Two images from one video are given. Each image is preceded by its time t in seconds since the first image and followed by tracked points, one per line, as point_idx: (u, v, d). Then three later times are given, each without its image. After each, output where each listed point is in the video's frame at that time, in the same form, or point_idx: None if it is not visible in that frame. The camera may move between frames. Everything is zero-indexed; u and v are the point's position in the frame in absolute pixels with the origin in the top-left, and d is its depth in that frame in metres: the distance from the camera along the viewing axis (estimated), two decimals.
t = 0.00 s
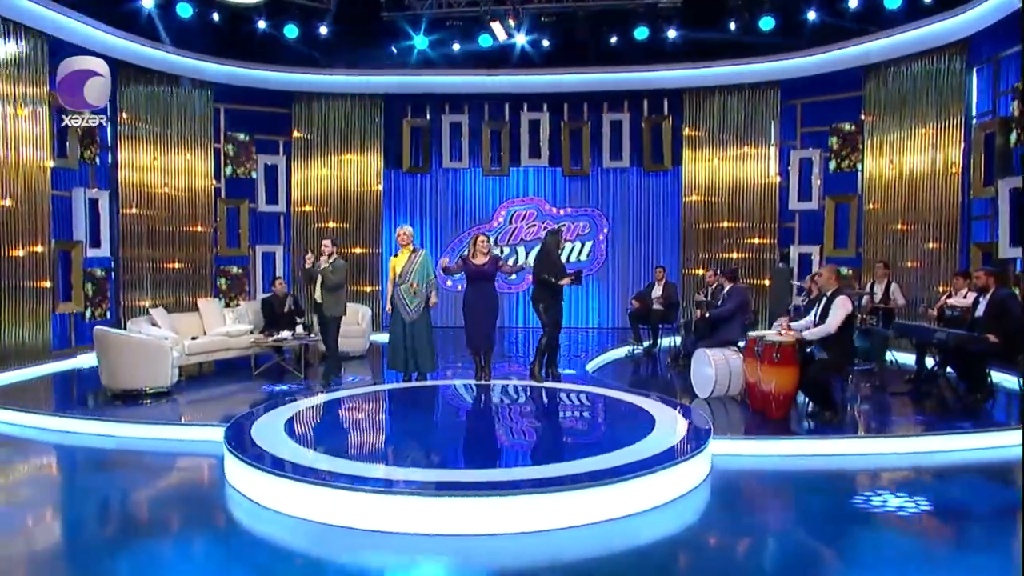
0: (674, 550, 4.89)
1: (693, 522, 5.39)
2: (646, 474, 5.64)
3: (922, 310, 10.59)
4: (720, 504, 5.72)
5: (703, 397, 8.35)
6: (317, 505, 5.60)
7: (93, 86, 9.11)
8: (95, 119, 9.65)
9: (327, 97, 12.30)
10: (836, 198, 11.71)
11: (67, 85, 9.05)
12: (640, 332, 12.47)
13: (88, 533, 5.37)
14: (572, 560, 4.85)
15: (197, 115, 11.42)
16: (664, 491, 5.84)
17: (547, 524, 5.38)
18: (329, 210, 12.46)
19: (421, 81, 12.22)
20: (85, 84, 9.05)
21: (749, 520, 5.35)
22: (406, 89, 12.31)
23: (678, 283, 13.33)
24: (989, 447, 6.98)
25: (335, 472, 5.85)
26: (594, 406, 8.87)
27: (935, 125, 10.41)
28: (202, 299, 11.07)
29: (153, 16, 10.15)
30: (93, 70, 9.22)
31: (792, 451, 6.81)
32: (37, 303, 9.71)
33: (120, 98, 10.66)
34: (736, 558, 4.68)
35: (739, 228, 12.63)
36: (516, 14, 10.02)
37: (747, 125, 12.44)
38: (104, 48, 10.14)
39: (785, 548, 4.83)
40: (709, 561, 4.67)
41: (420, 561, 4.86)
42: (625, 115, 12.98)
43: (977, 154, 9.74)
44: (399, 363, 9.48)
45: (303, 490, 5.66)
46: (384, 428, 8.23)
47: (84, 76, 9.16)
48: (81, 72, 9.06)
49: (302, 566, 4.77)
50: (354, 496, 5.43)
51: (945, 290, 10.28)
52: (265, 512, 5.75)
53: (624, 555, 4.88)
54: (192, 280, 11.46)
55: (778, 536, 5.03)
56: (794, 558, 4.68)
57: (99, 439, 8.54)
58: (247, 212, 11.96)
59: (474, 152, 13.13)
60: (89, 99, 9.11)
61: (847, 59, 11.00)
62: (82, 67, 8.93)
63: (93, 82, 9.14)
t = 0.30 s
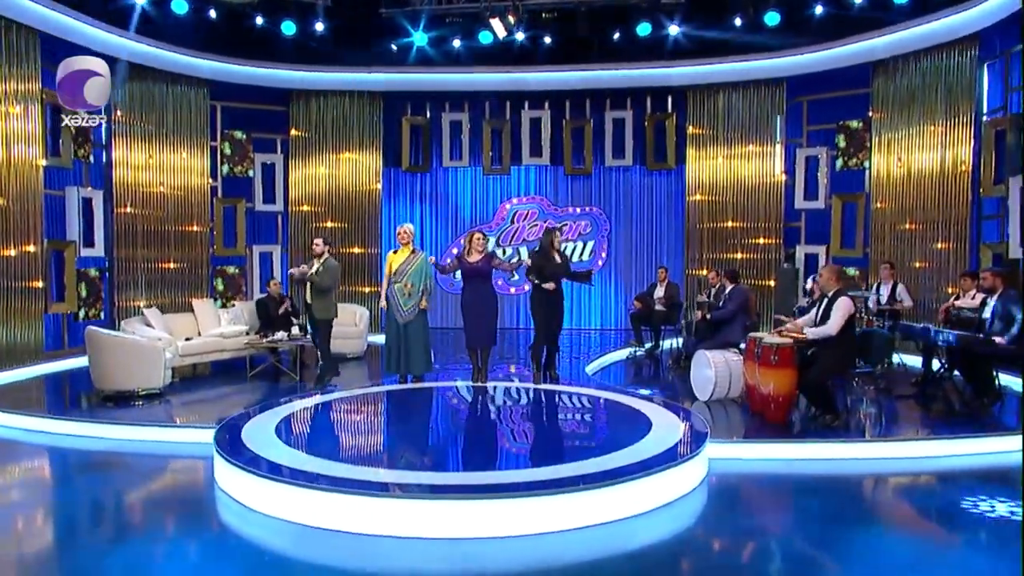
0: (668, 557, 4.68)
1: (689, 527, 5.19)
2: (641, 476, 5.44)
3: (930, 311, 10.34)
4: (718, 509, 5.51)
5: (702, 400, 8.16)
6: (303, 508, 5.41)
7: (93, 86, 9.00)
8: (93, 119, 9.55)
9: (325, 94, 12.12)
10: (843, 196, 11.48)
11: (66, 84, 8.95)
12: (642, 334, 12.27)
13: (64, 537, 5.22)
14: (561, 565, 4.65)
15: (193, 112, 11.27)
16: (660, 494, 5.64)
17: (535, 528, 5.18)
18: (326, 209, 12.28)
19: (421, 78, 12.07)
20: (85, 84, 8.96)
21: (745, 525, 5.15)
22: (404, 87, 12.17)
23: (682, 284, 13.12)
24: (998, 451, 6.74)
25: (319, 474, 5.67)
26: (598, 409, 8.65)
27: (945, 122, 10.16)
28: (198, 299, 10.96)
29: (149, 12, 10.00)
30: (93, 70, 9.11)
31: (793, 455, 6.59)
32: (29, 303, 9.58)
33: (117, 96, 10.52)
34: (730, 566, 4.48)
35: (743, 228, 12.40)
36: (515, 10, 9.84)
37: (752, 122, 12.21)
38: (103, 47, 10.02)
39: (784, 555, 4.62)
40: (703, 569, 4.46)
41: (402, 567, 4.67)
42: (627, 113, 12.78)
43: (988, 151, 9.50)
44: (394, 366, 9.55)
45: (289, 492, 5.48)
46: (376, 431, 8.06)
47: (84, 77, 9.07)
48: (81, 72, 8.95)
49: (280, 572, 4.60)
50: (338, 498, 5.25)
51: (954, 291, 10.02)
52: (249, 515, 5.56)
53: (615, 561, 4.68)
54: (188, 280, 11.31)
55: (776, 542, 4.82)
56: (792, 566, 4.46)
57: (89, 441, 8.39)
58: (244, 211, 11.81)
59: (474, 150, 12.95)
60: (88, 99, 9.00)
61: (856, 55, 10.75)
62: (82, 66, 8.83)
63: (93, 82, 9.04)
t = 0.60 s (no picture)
0: (663, 561, 4.49)
1: (685, 530, 5.00)
2: (637, 478, 5.26)
3: (938, 313, 10.10)
4: (716, 512, 5.33)
5: (702, 403, 8.00)
6: (287, 509, 5.26)
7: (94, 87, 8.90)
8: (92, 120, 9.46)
9: (323, 91, 11.96)
10: (850, 195, 11.26)
11: (67, 85, 8.84)
12: (645, 335, 12.05)
13: (40, 539, 5.06)
14: (551, 569, 4.47)
15: (188, 109, 11.12)
16: (657, 498, 5.45)
17: (525, 534, 4.99)
18: (324, 208, 12.11)
19: (420, 75, 11.89)
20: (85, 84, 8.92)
21: (745, 529, 4.96)
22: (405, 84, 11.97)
23: (686, 285, 12.90)
24: (1009, 456, 6.53)
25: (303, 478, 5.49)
26: (599, 411, 8.45)
27: (954, 119, 9.93)
28: (193, 299, 10.85)
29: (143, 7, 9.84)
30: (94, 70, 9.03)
31: (796, 459, 6.38)
32: (20, 303, 9.38)
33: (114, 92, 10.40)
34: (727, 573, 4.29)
35: (748, 228, 12.18)
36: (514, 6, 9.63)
37: (757, 120, 12.01)
38: (101, 45, 9.94)
39: (784, 562, 4.42)
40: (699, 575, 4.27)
41: (386, 570, 4.51)
42: (630, 110, 12.55)
43: (998, 148, 9.27)
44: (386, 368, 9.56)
45: (273, 493, 5.32)
46: (369, 433, 7.90)
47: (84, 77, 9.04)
48: (83, 73, 8.85)
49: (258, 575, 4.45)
50: (321, 501, 5.09)
51: (964, 292, 9.79)
52: (231, 518, 5.38)
53: (607, 565, 4.50)
54: (183, 280, 11.15)
55: (776, 548, 4.63)
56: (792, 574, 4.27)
57: (78, 444, 8.22)
58: (240, 211, 11.68)
59: (474, 148, 12.76)
60: (88, 99, 8.91)
61: (864, 51, 10.52)
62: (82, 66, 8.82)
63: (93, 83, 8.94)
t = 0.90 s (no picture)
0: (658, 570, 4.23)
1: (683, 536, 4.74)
2: (633, 480, 5.01)
3: (950, 314, 9.79)
4: (716, 517, 5.07)
5: (703, 406, 7.77)
6: (267, 512, 5.02)
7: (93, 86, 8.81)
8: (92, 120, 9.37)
9: (320, 87, 11.71)
10: (859, 193, 10.97)
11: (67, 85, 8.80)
12: (648, 336, 11.78)
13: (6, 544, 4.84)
14: None
15: (183, 105, 10.88)
16: (655, 501, 5.20)
17: (513, 541, 4.74)
18: (322, 206, 11.88)
19: (419, 70, 11.65)
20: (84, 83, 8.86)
21: (746, 536, 4.70)
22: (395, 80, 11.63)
23: (691, 286, 12.61)
24: None
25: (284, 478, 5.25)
26: (600, 415, 8.17)
27: (967, 113, 9.63)
28: (187, 299, 10.68)
29: None
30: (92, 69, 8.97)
31: (801, 463, 6.12)
32: (9, 303, 9.15)
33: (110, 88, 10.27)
34: None
35: (755, 227, 11.89)
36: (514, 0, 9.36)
37: (764, 116, 11.73)
38: (93, 40, 9.67)
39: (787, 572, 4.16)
40: None
41: None
42: (634, 106, 12.28)
43: (1013, 142, 8.97)
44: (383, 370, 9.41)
45: (254, 495, 5.09)
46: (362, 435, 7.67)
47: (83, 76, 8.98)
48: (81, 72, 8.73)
49: None
50: (300, 506, 4.84)
51: (977, 292, 9.49)
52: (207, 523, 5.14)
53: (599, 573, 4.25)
54: (177, 281, 10.92)
55: (779, 556, 4.36)
56: None
57: (63, 448, 8.00)
58: (236, 208, 11.44)
59: (475, 146, 12.52)
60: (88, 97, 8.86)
61: (873, 45, 10.22)
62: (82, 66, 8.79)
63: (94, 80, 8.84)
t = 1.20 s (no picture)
0: None
1: (683, 542, 4.52)
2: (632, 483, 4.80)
3: (961, 315, 9.53)
4: (718, 522, 4.83)
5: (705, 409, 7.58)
6: (253, 515, 4.81)
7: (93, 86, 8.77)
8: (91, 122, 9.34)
9: (317, 83, 11.49)
10: (869, 191, 10.71)
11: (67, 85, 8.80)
12: (651, 337, 11.55)
13: None
14: None
15: (176, 101, 10.66)
16: (655, 504, 4.98)
17: (501, 549, 4.51)
18: (319, 205, 11.66)
19: (419, 66, 11.43)
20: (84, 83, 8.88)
21: (749, 542, 4.46)
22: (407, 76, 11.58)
23: (697, 286, 12.35)
24: None
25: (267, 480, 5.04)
26: (600, 417, 7.94)
27: (980, 108, 9.36)
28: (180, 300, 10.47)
29: None
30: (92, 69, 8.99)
31: (805, 469, 5.86)
32: None
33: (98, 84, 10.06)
34: None
35: (761, 226, 11.63)
36: None
37: (771, 112, 11.44)
38: (90, 36, 9.51)
39: None
40: None
41: None
42: (638, 103, 12.04)
43: None
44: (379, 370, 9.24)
45: (239, 498, 4.88)
46: (354, 438, 7.47)
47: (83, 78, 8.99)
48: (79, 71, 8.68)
49: None
50: (284, 510, 4.62)
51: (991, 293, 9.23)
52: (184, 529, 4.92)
53: None
54: (171, 281, 10.72)
55: (784, 564, 4.14)
56: None
57: (51, 452, 7.81)
58: (231, 206, 11.25)
59: (476, 143, 12.30)
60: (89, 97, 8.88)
61: (880, 40, 9.96)
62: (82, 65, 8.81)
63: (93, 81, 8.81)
